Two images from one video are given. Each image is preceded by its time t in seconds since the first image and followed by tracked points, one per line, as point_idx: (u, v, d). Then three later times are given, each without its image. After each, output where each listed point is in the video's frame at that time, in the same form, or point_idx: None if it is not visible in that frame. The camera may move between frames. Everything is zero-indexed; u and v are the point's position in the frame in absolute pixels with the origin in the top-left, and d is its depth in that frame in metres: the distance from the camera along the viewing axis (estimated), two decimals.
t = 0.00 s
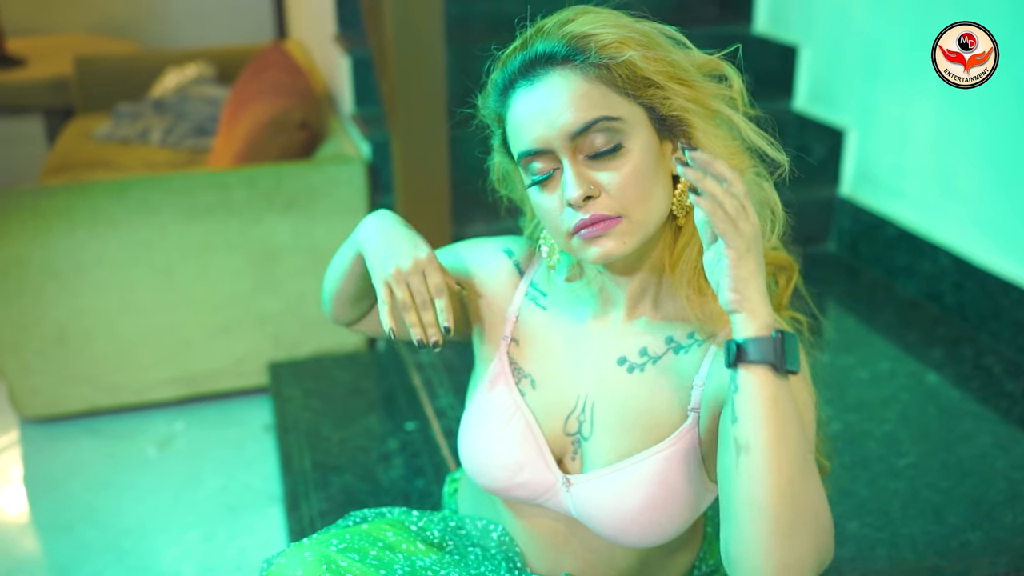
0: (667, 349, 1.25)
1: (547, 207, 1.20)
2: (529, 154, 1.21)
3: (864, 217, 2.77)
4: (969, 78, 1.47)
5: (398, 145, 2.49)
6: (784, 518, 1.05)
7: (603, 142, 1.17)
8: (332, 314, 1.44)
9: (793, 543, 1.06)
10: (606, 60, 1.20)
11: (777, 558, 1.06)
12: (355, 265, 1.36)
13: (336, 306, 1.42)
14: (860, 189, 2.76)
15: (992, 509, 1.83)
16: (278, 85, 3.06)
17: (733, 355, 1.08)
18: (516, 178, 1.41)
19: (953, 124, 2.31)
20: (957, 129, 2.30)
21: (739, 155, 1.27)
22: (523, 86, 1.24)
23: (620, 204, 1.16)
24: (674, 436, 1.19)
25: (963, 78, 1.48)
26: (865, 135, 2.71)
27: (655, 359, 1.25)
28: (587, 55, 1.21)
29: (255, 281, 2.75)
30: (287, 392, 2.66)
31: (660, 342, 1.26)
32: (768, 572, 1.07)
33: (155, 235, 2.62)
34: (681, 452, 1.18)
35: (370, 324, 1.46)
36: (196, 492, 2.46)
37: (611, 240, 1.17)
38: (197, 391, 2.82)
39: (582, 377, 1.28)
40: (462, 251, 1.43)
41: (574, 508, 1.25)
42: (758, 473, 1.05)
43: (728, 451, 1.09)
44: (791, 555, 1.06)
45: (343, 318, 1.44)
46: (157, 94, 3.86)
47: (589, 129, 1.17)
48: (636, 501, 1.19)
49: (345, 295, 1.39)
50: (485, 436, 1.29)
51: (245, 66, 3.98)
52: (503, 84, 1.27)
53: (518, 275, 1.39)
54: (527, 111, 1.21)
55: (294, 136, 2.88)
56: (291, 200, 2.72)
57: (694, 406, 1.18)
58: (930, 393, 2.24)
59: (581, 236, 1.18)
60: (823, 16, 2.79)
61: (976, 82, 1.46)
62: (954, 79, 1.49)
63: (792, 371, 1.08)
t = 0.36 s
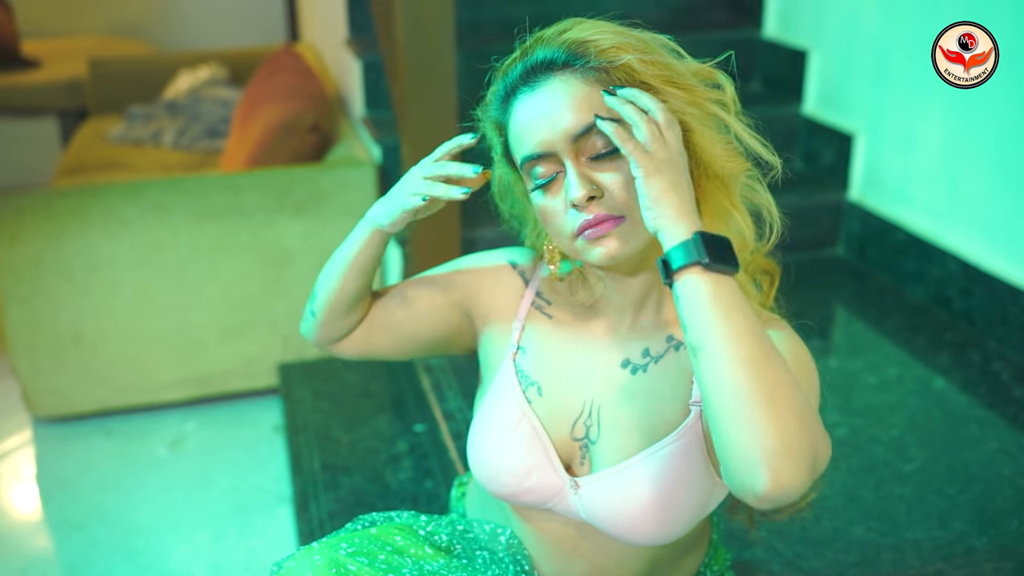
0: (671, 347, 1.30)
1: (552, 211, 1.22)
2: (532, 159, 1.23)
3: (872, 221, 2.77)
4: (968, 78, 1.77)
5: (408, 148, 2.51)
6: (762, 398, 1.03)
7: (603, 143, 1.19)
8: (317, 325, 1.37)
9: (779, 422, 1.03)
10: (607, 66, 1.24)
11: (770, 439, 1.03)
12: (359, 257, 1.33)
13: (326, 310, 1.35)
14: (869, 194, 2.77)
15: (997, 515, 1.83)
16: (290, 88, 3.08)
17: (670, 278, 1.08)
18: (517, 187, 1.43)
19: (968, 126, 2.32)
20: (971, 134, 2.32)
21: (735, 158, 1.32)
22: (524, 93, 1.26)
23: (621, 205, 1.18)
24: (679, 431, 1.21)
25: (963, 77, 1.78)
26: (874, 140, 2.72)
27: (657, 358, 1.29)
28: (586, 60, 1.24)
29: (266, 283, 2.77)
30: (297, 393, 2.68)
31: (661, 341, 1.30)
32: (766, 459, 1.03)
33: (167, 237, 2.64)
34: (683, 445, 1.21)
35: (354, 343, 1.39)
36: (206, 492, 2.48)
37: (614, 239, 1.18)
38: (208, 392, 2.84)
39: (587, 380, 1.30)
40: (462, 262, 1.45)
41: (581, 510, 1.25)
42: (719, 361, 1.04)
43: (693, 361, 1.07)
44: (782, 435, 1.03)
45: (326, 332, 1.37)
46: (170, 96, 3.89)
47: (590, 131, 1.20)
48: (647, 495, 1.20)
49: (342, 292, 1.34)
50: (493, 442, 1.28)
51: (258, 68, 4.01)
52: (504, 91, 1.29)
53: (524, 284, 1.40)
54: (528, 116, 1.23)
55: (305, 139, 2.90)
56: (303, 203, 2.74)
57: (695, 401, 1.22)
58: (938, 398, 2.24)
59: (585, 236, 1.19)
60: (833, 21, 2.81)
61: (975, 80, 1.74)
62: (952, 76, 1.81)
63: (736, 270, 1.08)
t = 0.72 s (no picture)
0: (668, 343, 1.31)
1: (550, 209, 1.23)
2: (530, 157, 1.24)
3: (876, 224, 2.77)
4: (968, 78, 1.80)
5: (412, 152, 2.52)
6: (742, 323, 1.01)
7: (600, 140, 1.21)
8: (309, 350, 1.37)
9: (761, 339, 1.00)
10: (603, 66, 1.28)
11: (759, 360, 1.00)
12: (368, 273, 1.33)
13: (322, 332, 1.35)
14: (873, 197, 2.78)
15: (1000, 519, 1.84)
16: (295, 89, 3.09)
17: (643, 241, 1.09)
18: (512, 195, 1.45)
19: (975, 132, 2.32)
20: (978, 139, 2.32)
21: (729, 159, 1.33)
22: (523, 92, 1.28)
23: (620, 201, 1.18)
24: (680, 425, 1.22)
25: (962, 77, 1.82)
26: (878, 144, 2.72)
27: (655, 356, 1.30)
28: (585, 60, 1.29)
29: (271, 284, 2.78)
30: (301, 394, 2.69)
31: (659, 338, 1.31)
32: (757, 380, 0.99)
33: (173, 239, 2.66)
34: (685, 442, 1.21)
35: (345, 366, 1.40)
36: (211, 492, 2.49)
37: (612, 235, 1.18)
38: (213, 393, 2.85)
39: (585, 379, 1.31)
40: (448, 278, 1.43)
41: (588, 511, 1.26)
42: (699, 297, 1.03)
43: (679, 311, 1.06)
44: (769, 355, 1.00)
45: (318, 356, 1.37)
46: (175, 97, 3.92)
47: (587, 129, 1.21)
48: (653, 490, 1.21)
49: (344, 313, 1.34)
50: (496, 447, 1.29)
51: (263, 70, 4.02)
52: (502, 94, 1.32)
53: (521, 291, 1.40)
54: (525, 114, 1.25)
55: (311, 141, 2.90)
56: (308, 205, 2.75)
57: (694, 394, 1.22)
58: (941, 401, 2.25)
59: (583, 233, 1.19)
60: (838, 25, 2.81)
61: (975, 79, 1.77)
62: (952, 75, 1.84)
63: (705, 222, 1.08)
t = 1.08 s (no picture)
0: (667, 342, 1.30)
1: (548, 210, 1.24)
2: (527, 158, 1.26)
3: (878, 227, 2.78)
4: (968, 76, 1.89)
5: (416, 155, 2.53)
6: (742, 251, 1.01)
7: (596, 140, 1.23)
8: (304, 360, 1.32)
9: (764, 260, 1.00)
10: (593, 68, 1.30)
11: (766, 279, 0.99)
12: (375, 272, 1.30)
13: (320, 338, 1.31)
14: (876, 200, 2.78)
15: (1003, 523, 1.84)
16: (299, 91, 3.09)
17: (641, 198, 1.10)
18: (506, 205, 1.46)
19: (977, 134, 2.33)
20: (980, 142, 2.32)
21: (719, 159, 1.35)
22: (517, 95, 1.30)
23: (619, 199, 1.20)
24: (682, 421, 1.22)
25: (962, 75, 1.91)
26: (881, 147, 2.73)
27: (655, 355, 1.30)
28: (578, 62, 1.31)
29: (274, 286, 2.79)
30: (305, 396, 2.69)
31: (658, 338, 1.31)
32: (765, 300, 0.98)
33: (177, 241, 2.66)
34: (690, 441, 1.22)
35: (339, 381, 1.35)
36: (216, 494, 2.50)
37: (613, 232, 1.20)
38: (217, 394, 2.86)
39: (586, 381, 1.33)
40: (442, 293, 1.41)
41: (597, 515, 1.27)
42: (699, 237, 1.03)
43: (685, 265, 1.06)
44: (774, 274, 1.00)
45: (313, 369, 1.33)
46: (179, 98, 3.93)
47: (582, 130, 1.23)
48: (658, 488, 1.22)
49: (345, 318, 1.30)
50: (502, 451, 1.30)
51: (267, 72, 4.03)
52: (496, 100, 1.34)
53: (520, 299, 1.41)
54: (520, 114, 1.27)
55: (315, 143, 2.91)
56: (312, 207, 2.76)
57: (694, 389, 1.23)
58: (944, 404, 2.25)
59: (583, 231, 1.20)
60: (841, 28, 2.82)
61: (975, 75, 1.87)
62: (953, 74, 1.92)
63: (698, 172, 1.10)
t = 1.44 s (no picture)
0: (669, 342, 1.31)
1: (551, 215, 1.24)
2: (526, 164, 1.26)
3: (881, 229, 2.78)
4: (970, 76, 1.82)
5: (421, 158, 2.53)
6: (750, 183, 1.01)
7: (596, 142, 1.24)
8: (311, 360, 1.30)
9: (770, 191, 1.00)
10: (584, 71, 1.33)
11: (775, 206, 0.99)
12: (385, 268, 1.28)
13: (329, 336, 1.29)
14: (879, 202, 2.79)
15: (1008, 525, 1.85)
16: (303, 94, 3.10)
17: (643, 151, 1.12)
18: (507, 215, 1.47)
19: (980, 135, 2.34)
20: (983, 145, 2.33)
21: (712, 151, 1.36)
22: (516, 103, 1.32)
23: (620, 200, 1.21)
24: (688, 418, 1.24)
25: (967, 76, 1.82)
26: (884, 149, 2.74)
27: (659, 356, 1.31)
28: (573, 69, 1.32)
29: (279, 288, 2.79)
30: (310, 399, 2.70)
31: (660, 339, 1.32)
32: (774, 225, 0.98)
33: (181, 244, 2.66)
34: (698, 437, 1.23)
35: (346, 384, 1.33)
36: (220, 496, 2.51)
37: (618, 235, 1.20)
38: (221, 397, 2.86)
39: (589, 385, 1.32)
40: (445, 301, 1.40)
41: (607, 516, 1.27)
42: (704, 175, 1.03)
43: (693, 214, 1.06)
44: (780, 202, 0.99)
45: (321, 370, 1.31)
46: (181, 100, 3.94)
47: (581, 132, 1.24)
48: (666, 487, 1.23)
49: (356, 313, 1.28)
50: (508, 457, 1.30)
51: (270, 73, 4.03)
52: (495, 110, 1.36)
53: (526, 307, 1.40)
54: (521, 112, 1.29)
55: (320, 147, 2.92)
56: (316, 210, 2.76)
57: (699, 387, 1.25)
58: (948, 406, 2.26)
59: (587, 233, 1.20)
60: (843, 31, 2.82)
61: (976, 78, 1.80)
62: (956, 75, 1.86)
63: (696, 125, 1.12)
